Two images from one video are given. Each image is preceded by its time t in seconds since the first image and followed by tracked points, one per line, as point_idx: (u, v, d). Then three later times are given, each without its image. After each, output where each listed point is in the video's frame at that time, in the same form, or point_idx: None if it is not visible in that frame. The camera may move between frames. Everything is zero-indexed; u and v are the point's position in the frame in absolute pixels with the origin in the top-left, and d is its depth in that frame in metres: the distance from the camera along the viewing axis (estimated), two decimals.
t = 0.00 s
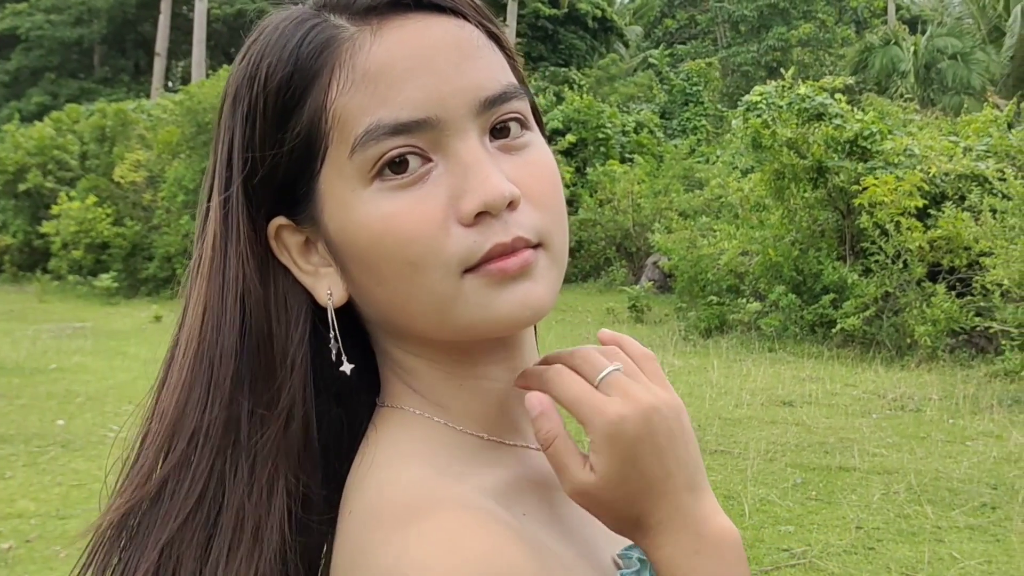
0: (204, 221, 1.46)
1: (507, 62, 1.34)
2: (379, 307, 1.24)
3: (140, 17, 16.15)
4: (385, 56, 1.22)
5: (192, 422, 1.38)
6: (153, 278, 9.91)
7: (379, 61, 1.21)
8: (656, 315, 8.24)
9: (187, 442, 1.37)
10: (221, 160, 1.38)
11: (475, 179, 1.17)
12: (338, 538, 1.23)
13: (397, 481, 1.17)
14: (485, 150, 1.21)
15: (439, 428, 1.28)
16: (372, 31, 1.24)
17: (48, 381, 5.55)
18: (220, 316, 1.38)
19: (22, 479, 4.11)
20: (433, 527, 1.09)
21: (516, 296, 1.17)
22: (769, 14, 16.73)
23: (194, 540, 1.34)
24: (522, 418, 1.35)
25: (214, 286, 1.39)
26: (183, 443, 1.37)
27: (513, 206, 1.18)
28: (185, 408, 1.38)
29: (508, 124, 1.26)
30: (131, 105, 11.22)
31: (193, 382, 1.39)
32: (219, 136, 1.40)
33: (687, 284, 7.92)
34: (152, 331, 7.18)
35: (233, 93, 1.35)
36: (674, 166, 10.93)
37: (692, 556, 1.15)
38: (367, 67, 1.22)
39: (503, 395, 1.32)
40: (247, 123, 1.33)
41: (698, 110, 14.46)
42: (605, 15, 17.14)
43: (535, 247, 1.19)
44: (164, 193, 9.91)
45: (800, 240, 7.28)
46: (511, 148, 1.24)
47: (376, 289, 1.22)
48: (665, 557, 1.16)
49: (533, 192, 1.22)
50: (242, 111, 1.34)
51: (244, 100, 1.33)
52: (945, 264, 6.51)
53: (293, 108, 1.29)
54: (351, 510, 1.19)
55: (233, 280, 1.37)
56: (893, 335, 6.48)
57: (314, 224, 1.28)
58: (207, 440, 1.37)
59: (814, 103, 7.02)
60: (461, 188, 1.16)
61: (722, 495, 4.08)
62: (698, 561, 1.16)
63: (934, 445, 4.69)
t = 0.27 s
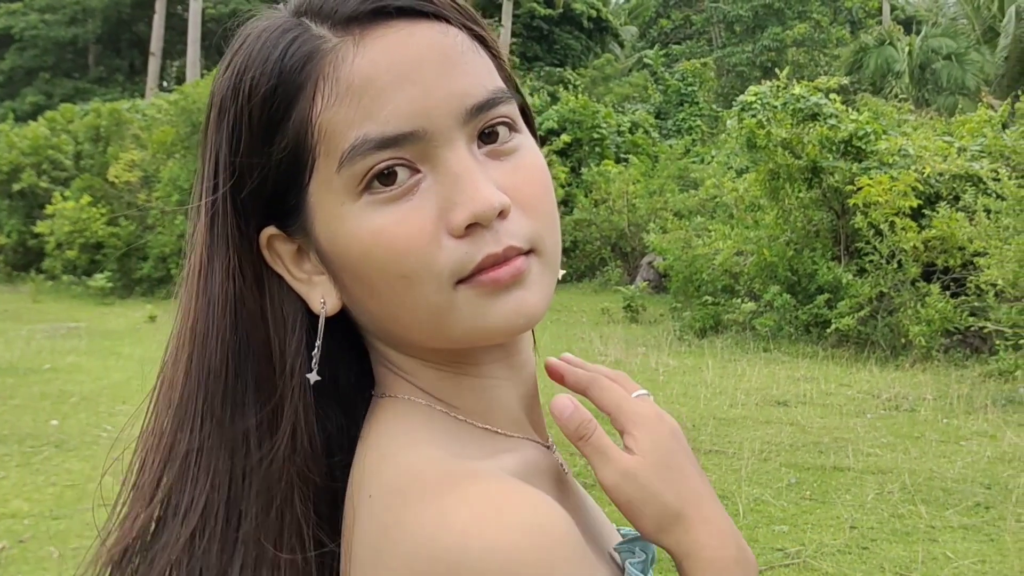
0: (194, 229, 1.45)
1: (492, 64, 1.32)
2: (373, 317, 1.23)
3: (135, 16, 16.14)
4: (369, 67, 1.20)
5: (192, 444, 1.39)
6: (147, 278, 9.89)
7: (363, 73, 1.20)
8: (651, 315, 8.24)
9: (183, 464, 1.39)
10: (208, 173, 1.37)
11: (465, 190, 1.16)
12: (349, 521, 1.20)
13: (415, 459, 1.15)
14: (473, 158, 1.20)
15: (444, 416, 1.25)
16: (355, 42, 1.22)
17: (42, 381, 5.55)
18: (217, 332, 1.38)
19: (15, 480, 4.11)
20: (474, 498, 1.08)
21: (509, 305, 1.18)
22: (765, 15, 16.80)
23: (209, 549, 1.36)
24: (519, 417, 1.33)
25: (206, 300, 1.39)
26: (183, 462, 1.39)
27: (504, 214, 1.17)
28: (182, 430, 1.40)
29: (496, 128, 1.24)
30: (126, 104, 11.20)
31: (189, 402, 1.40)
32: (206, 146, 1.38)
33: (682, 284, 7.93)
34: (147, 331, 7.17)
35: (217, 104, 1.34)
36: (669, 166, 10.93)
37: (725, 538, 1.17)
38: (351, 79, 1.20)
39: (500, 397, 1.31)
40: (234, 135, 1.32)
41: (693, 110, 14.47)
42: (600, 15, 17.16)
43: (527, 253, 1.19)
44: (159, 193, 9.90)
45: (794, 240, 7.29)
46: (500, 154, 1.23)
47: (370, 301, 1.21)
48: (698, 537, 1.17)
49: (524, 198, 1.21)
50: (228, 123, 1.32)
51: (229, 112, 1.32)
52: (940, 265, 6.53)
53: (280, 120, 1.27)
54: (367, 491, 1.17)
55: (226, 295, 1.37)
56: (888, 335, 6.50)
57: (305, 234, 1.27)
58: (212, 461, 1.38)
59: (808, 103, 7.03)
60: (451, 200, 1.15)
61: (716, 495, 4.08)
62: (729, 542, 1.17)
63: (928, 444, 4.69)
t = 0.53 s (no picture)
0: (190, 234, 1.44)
1: (486, 68, 1.32)
2: (372, 325, 1.23)
3: (131, 16, 16.15)
4: (361, 76, 1.19)
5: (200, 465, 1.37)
6: (143, 279, 9.88)
7: (357, 82, 1.19)
8: (647, 315, 8.25)
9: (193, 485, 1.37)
10: (202, 182, 1.36)
11: (460, 198, 1.15)
12: (364, 509, 1.19)
13: (435, 448, 1.16)
14: (469, 165, 1.19)
15: (449, 412, 1.24)
16: (349, 50, 1.22)
17: (38, 381, 5.55)
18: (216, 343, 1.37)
19: (10, 479, 4.11)
20: (501, 481, 1.09)
21: (507, 311, 1.18)
22: (760, 15, 16.81)
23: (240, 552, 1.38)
24: (518, 413, 1.32)
25: (204, 312, 1.37)
26: (192, 483, 1.37)
27: (501, 221, 1.17)
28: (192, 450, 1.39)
29: (491, 133, 1.23)
30: (122, 104, 11.19)
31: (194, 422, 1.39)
32: (201, 154, 1.37)
33: (678, 283, 7.94)
34: (142, 331, 7.16)
35: (211, 112, 1.33)
36: (665, 166, 10.94)
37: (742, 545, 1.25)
38: (344, 89, 1.19)
39: (499, 395, 1.30)
40: (228, 144, 1.31)
41: (689, 110, 14.48)
42: (596, 15, 17.17)
43: (524, 258, 1.19)
44: (155, 193, 9.89)
45: (790, 240, 7.29)
46: (495, 159, 1.23)
47: (367, 308, 1.21)
48: (722, 545, 1.24)
49: (519, 204, 1.21)
50: (221, 131, 1.31)
51: (222, 120, 1.31)
52: (935, 264, 6.54)
53: (274, 127, 1.26)
54: (387, 480, 1.17)
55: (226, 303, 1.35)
56: (883, 335, 6.51)
57: (300, 241, 1.26)
58: (224, 478, 1.36)
59: (804, 103, 7.03)
60: (447, 208, 1.15)
61: (712, 494, 4.08)
62: (747, 552, 1.24)
63: (924, 444, 4.70)
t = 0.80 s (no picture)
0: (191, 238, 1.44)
1: (483, 70, 1.31)
2: (370, 327, 1.22)
3: (126, 15, 16.14)
4: (360, 80, 1.18)
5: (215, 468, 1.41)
6: (139, 279, 9.88)
7: (355, 84, 1.18)
8: (643, 315, 8.26)
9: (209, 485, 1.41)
10: (202, 184, 1.35)
11: (460, 200, 1.15)
12: (371, 506, 1.17)
13: (444, 445, 1.15)
14: (468, 168, 1.18)
15: (450, 411, 1.24)
16: (347, 53, 1.21)
17: (34, 381, 5.55)
18: (218, 345, 1.38)
19: (5, 480, 4.11)
20: (518, 474, 1.09)
21: (505, 314, 1.18)
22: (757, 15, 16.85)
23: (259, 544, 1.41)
24: (515, 411, 1.33)
25: (208, 313, 1.38)
26: (210, 486, 1.41)
27: (500, 223, 1.17)
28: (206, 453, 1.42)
29: (490, 135, 1.23)
30: (117, 104, 11.18)
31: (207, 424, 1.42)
32: (200, 156, 1.36)
33: (674, 284, 7.94)
34: (138, 331, 7.15)
35: (209, 114, 1.32)
36: (661, 166, 10.95)
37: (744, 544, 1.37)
38: (343, 92, 1.19)
39: (497, 394, 1.31)
40: (226, 146, 1.30)
41: (685, 110, 14.49)
42: (592, 16, 17.19)
43: (522, 260, 1.19)
44: (150, 193, 9.89)
45: (786, 240, 7.30)
46: (494, 161, 1.22)
47: (364, 311, 1.20)
48: (730, 547, 1.35)
49: (517, 206, 1.21)
50: (219, 133, 1.30)
51: (220, 122, 1.30)
52: (931, 265, 6.55)
53: (272, 130, 1.25)
54: (396, 477, 1.15)
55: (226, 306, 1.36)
56: (879, 335, 6.52)
57: (297, 243, 1.25)
58: (239, 480, 1.39)
59: (800, 104, 7.04)
60: (446, 211, 1.15)
61: (707, 495, 4.09)
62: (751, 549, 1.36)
63: (919, 444, 4.71)
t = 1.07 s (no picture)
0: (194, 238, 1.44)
1: (484, 70, 1.31)
2: (367, 326, 1.21)
3: (122, 15, 16.13)
4: (361, 77, 1.18)
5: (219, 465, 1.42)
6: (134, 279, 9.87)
7: (357, 83, 1.18)
8: (639, 315, 8.26)
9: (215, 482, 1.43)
10: (202, 183, 1.35)
11: (460, 200, 1.14)
12: (373, 505, 1.17)
13: (446, 442, 1.15)
14: (467, 168, 1.18)
15: (449, 410, 1.24)
16: (349, 51, 1.20)
17: (29, 381, 5.54)
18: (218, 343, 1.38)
19: None
20: (531, 467, 1.10)
21: (504, 314, 1.17)
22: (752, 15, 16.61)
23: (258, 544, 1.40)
24: (509, 409, 1.33)
25: (209, 312, 1.39)
26: (216, 485, 1.43)
27: (500, 223, 1.17)
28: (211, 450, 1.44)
29: (490, 135, 1.23)
30: (113, 104, 11.17)
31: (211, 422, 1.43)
32: (200, 154, 1.36)
33: (669, 284, 7.94)
34: (133, 331, 7.14)
35: (208, 112, 1.32)
36: (657, 166, 10.96)
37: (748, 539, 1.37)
38: (344, 90, 1.18)
39: (493, 394, 1.31)
40: (224, 143, 1.30)
41: (681, 110, 14.49)
42: (588, 16, 17.21)
43: (521, 260, 1.19)
44: (146, 192, 9.88)
45: (782, 240, 7.31)
46: (494, 161, 1.22)
47: (361, 309, 1.19)
48: (736, 542, 1.35)
49: (516, 206, 1.20)
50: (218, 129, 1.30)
51: (220, 119, 1.29)
52: (926, 265, 6.57)
53: (271, 128, 1.25)
54: (400, 475, 1.15)
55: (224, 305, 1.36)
56: (874, 335, 6.53)
57: (294, 241, 1.24)
58: (241, 477, 1.39)
59: (796, 104, 7.04)
60: (446, 210, 1.14)
61: (703, 494, 4.09)
62: (753, 540, 1.37)
63: (914, 444, 4.71)
